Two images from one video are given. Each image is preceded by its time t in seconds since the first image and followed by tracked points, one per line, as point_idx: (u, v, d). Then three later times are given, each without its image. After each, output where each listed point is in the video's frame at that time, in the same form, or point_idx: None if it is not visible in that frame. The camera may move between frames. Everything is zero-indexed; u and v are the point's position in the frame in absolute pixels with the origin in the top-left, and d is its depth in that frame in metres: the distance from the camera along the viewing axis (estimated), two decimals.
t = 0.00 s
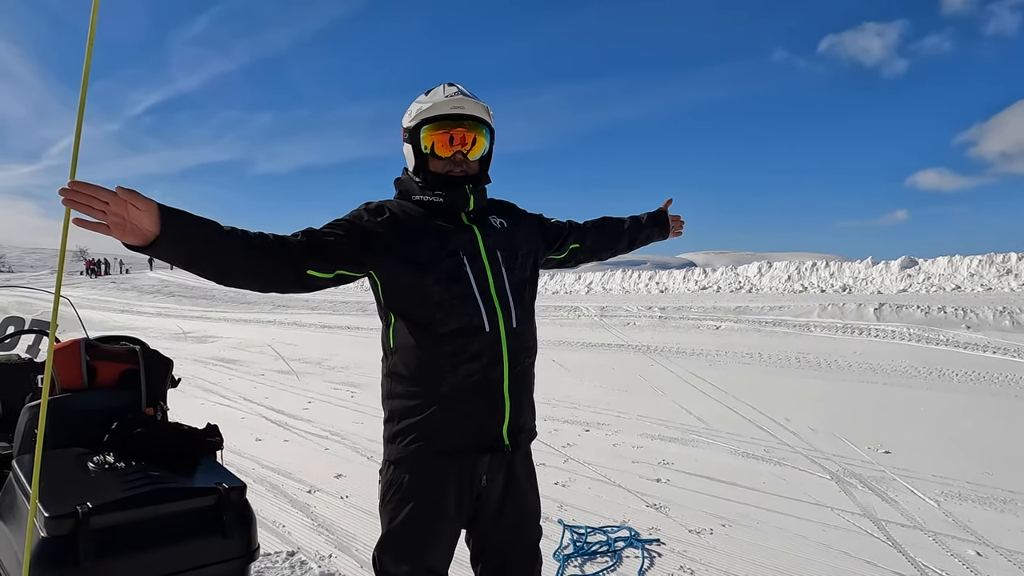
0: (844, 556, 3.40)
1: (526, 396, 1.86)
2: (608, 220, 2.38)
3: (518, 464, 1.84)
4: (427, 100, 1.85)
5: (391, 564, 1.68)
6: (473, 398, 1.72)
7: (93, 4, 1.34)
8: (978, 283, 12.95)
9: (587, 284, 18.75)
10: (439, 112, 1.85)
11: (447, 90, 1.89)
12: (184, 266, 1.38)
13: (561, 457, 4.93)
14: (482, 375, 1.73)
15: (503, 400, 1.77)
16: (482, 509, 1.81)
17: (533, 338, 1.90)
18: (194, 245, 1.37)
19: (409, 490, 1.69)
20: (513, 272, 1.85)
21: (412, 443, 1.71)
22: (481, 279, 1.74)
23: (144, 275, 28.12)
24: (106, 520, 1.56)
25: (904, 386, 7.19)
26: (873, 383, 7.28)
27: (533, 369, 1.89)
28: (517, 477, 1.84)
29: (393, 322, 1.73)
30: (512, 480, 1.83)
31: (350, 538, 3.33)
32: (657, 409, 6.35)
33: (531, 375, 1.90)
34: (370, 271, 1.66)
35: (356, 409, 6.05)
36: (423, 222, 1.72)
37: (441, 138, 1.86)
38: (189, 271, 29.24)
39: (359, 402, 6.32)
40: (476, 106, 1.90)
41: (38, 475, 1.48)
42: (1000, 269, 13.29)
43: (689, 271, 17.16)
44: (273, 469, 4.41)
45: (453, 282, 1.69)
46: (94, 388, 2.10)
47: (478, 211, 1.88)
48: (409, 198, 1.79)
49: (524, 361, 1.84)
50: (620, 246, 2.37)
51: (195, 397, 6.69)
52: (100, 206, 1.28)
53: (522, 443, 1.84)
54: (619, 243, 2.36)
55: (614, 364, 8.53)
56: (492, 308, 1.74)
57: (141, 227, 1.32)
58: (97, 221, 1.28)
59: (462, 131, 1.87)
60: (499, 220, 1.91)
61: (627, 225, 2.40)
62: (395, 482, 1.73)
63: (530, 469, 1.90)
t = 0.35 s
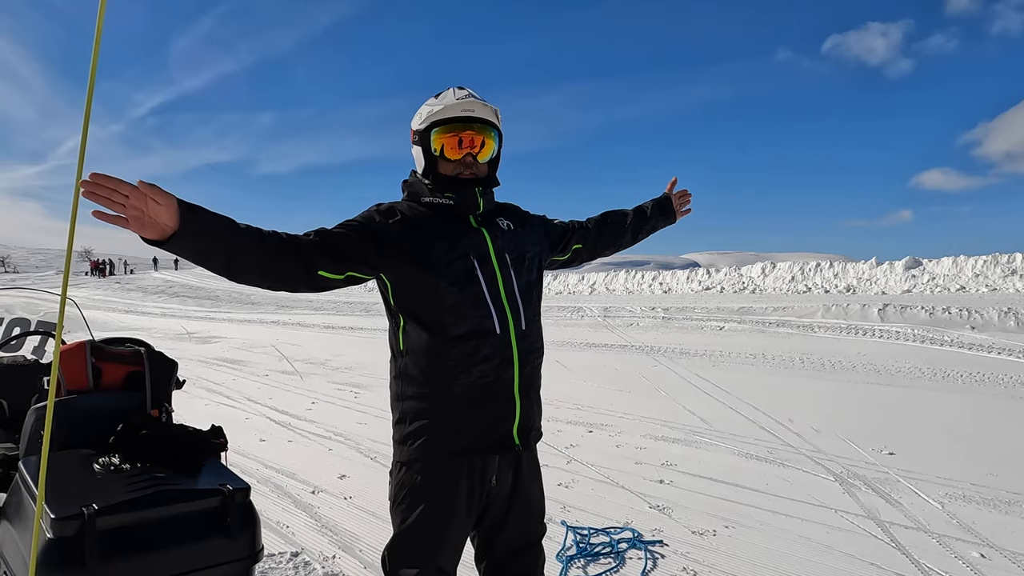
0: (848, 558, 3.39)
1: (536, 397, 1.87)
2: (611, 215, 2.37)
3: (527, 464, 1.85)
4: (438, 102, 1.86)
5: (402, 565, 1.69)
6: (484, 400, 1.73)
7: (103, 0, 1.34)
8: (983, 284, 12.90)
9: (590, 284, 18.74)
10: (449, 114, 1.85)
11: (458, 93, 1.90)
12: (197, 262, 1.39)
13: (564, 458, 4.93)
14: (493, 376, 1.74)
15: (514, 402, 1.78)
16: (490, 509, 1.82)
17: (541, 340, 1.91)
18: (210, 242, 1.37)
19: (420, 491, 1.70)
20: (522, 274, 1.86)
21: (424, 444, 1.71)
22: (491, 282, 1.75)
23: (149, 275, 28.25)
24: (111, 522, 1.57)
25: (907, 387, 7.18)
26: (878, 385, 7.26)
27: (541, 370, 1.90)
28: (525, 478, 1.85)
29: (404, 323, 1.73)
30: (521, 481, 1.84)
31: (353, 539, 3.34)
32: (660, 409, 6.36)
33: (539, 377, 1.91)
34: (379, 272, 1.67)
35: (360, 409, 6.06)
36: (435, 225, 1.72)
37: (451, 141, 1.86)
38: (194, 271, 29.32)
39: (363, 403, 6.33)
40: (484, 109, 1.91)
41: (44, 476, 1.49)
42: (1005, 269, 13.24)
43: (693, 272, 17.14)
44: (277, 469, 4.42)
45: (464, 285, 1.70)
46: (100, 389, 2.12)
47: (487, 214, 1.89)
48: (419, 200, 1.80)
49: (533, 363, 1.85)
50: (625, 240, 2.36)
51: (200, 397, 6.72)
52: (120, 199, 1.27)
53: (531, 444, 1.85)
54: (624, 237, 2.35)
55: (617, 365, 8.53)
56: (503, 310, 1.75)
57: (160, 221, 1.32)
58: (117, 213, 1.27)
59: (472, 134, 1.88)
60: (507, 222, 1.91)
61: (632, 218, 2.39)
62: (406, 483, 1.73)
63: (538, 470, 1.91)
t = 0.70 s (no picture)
0: (852, 559, 3.38)
1: (539, 397, 1.87)
2: (618, 215, 2.37)
3: (530, 464, 1.85)
4: (429, 103, 1.88)
5: (405, 563, 1.68)
6: (487, 400, 1.73)
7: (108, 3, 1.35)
8: (988, 284, 12.86)
9: (593, 285, 18.73)
10: (442, 114, 1.86)
11: (448, 92, 1.90)
12: (199, 254, 1.38)
13: (567, 459, 4.94)
14: (496, 376, 1.74)
15: (517, 402, 1.78)
16: (494, 509, 1.82)
17: (545, 340, 1.91)
18: (213, 234, 1.37)
19: (423, 491, 1.70)
20: (525, 273, 1.85)
21: (427, 443, 1.71)
22: (493, 282, 1.74)
23: (153, 276, 28.36)
24: (116, 520, 1.57)
25: (911, 387, 7.16)
26: (882, 385, 7.24)
27: (544, 370, 1.90)
28: (529, 478, 1.85)
29: (407, 323, 1.73)
30: (524, 481, 1.84)
31: (357, 539, 3.34)
32: (663, 410, 6.35)
33: (542, 376, 1.91)
34: (381, 271, 1.67)
35: (363, 409, 6.07)
36: (437, 225, 1.71)
37: (446, 139, 1.87)
38: (198, 272, 29.40)
39: (367, 403, 6.34)
40: (478, 105, 1.91)
41: (48, 475, 1.49)
42: (1009, 269, 13.19)
43: (696, 272, 17.13)
44: (281, 469, 4.43)
45: (466, 285, 1.70)
46: (104, 388, 2.12)
47: (489, 212, 1.88)
48: (420, 200, 1.79)
49: (536, 362, 1.84)
50: (632, 240, 2.36)
51: (203, 397, 6.73)
52: (123, 186, 1.28)
53: (534, 444, 1.85)
54: (631, 237, 2.35)
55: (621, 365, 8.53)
56: (505, 310, 1.75)
57: (161, 210, 1.33)
58: (120, 199, 1.28)
59: (467, 131, 1.88)
60: (510, 221, 1.91)
61: (639, 218, 2.39)
62: (409, 483, 1.73)
63: (541, 470, 1.91)
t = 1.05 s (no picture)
0: (855, 560, 3.38)
1: (539, 397, 1.87)
2: (624, 210, 2.37)
3: (531, 464, 1.85)
4: (424, 104, 1.87)
5: (405, 563, 1.69)
6: (487, 399, 1.72)
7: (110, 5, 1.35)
8: (992, 284, 12.82)
9: (596, 285, 18.71)
10: (438, 114, 1.86)
11: (443, 92, 1.90)
12: (201, 258, 1.39)
13: (570, 458, 4.93)
14: (495, 376, 1.74)
15: (517, 401, 1.78)
16: (495, 509, 1.82)
17: (545, 339, 1.90)
18: (214, 239, 1.38)
19: (424, 491, 1.70)
20: (525, 273, 1.85)
21: (427, 443, 1.71)
22: (493, 282, 1.74)
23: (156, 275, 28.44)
24: (120, 520, 1.58)
25: (915, 387, 7.13)
26: (886, 385, 7.22)
27: (545, 370, 1.90)
28: (530, 478, 1.85)
29: (407, 323, 1.74)
30: (526, 481, 1.84)
31: (360, 539, 3.35)
32: (666, 410, 6.34)
33: (543, 375, 1.90)
34: (382, 274, 1.67)
35: (366, 409, 6.08)
36: (436, 225, 1.72)
37: (443, 139, 1.86)
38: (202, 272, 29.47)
39: (370, 403, 6.35)
40: (473, 104, 1.90)
41: (53, 474, 1.50)
42: (1014, 269, 13.14)
43: (699, 272, 17.10)
44: (284, 469, 4.44)
45: (465, 285, 1.70)
46: (108, 388, 2.12)
47: (488, 212, 1.88)
48: (419, 201, 1.79)
49: (536, 362, 1.84)
50: (638, 236, 2.36)
51: (207, 397, 6.75)
52: (126, 192, 1.29)
53: (535, 444, 1.85)
54: (636, 232, 2.34)
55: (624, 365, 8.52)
56: (505, 310, 1.75)
57: (163, 215, 1.33)
58: (122, 206, 1.29)
59: (463, 131, 1.88)
60: (510, 220, 1.90)
61: (645, 213, 2.38)
62: (409, 483, 1.74)
63: (543, 470, 1.90)
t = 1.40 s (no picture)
0: (859, 560, 3.37)
1: (541, 396, 1.87)
2: (615, 208, 2.35)
3: (532, 465, 1.84)
4: (429, 103, 1.88)
5: (406, 563, 1.69)
6: (488, 399, 1.72)
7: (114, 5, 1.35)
8: (996, 284, 12.77)
9: (599, 284, 18.69)
10: (443, 113, 1.86)
11: (449, 92, 1.90)
12: (211, 241, 1.39)
13: (572, 458, 4.93)
14: (497, 375, 1.73)
15: (518, 401, 1.77)
16: (496, 509, 1.82)
17: (547, 339, 1.90)
18: (229, 221, 1.38)
19: (425, 490, 1.70)
20: (527, 273, 1.85)
21: (428, 442, 1.71)
22: (495, 281, 1.74)
23: (159, 275, 28.54)
24: (123, 519, 1.58)
25: (919, 387, 7.11)
26: (890, 385, 7.19)
27: (546, 369, 1.90)
28: (532, 478, 1.84)
29: (408, 322, 1.74)
30: (527, 481, 1.84)
31: (362, 538, 3.35)
32: (669, 410, 6.33)
33: (544, 376, 1.90)
34: (384, 272, 1.67)
35: (369, 409, 6.08)
36: (438, 225, 1.71)
37: (447, 139, 1.87)
38: (205, 272, 29.52)
39: (372, 402, 6.35)
40: (479, 105, 1.90)
41: (57, 473, 1.50)
42: (1019, 269, 13.08)
43: (702, 272, 17.07)
44: (287, 468, 4.44)
45: (467, 285, 1.69)
46: (112, 387, 2.13)
47: (491, 212, 1.88)
48: (422, 200, 1.79)
49: (538, 362, 1.84)
50: (634, 230, 2.33)
51: (210, 396, 6.76)
52: (154, 161, 1.31)
53: (536, 443, 1.85)
54: (631, 227, 2.32)
55: (626, 365, 8.51)
56: (507, 309, 1.74)
57: (187, 188, 1.34)
58: (149, 174, 1.31)
59: (468, 131, 1.88)
60: (512, 220, 1.90)
61: (635, 206, 2.35)
62: (411, 482, 1.73)
63: (545, 470, 1.90)
